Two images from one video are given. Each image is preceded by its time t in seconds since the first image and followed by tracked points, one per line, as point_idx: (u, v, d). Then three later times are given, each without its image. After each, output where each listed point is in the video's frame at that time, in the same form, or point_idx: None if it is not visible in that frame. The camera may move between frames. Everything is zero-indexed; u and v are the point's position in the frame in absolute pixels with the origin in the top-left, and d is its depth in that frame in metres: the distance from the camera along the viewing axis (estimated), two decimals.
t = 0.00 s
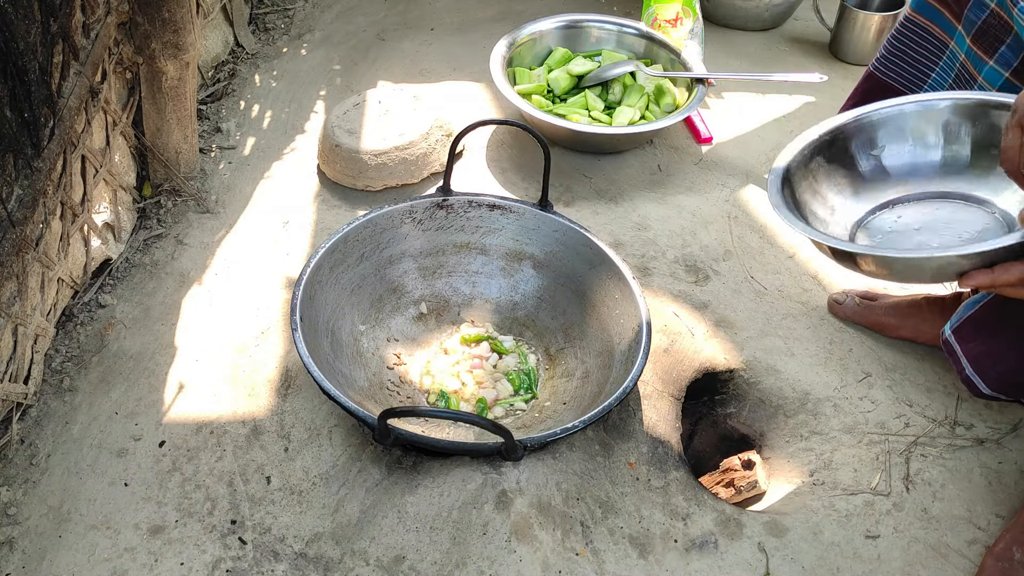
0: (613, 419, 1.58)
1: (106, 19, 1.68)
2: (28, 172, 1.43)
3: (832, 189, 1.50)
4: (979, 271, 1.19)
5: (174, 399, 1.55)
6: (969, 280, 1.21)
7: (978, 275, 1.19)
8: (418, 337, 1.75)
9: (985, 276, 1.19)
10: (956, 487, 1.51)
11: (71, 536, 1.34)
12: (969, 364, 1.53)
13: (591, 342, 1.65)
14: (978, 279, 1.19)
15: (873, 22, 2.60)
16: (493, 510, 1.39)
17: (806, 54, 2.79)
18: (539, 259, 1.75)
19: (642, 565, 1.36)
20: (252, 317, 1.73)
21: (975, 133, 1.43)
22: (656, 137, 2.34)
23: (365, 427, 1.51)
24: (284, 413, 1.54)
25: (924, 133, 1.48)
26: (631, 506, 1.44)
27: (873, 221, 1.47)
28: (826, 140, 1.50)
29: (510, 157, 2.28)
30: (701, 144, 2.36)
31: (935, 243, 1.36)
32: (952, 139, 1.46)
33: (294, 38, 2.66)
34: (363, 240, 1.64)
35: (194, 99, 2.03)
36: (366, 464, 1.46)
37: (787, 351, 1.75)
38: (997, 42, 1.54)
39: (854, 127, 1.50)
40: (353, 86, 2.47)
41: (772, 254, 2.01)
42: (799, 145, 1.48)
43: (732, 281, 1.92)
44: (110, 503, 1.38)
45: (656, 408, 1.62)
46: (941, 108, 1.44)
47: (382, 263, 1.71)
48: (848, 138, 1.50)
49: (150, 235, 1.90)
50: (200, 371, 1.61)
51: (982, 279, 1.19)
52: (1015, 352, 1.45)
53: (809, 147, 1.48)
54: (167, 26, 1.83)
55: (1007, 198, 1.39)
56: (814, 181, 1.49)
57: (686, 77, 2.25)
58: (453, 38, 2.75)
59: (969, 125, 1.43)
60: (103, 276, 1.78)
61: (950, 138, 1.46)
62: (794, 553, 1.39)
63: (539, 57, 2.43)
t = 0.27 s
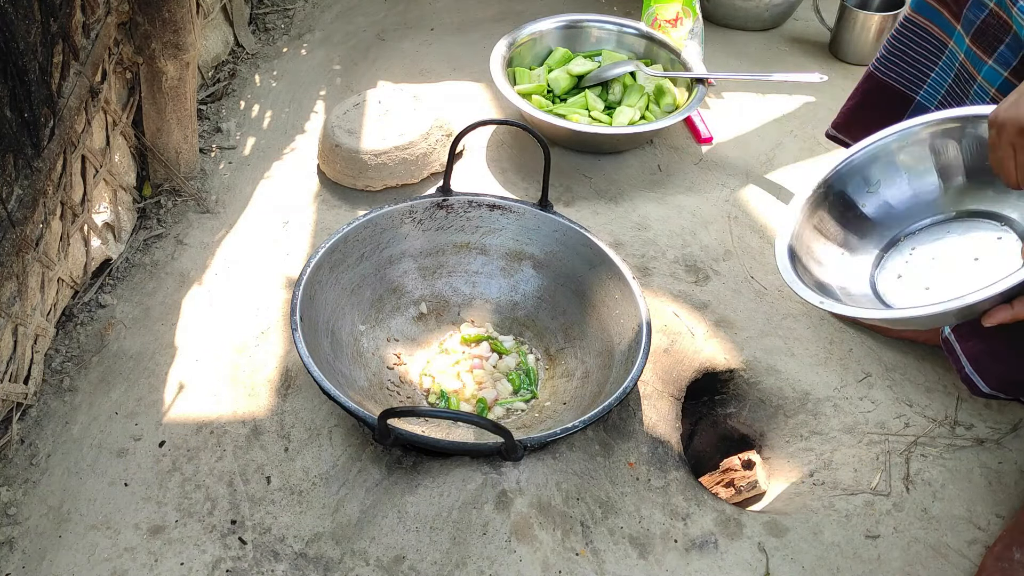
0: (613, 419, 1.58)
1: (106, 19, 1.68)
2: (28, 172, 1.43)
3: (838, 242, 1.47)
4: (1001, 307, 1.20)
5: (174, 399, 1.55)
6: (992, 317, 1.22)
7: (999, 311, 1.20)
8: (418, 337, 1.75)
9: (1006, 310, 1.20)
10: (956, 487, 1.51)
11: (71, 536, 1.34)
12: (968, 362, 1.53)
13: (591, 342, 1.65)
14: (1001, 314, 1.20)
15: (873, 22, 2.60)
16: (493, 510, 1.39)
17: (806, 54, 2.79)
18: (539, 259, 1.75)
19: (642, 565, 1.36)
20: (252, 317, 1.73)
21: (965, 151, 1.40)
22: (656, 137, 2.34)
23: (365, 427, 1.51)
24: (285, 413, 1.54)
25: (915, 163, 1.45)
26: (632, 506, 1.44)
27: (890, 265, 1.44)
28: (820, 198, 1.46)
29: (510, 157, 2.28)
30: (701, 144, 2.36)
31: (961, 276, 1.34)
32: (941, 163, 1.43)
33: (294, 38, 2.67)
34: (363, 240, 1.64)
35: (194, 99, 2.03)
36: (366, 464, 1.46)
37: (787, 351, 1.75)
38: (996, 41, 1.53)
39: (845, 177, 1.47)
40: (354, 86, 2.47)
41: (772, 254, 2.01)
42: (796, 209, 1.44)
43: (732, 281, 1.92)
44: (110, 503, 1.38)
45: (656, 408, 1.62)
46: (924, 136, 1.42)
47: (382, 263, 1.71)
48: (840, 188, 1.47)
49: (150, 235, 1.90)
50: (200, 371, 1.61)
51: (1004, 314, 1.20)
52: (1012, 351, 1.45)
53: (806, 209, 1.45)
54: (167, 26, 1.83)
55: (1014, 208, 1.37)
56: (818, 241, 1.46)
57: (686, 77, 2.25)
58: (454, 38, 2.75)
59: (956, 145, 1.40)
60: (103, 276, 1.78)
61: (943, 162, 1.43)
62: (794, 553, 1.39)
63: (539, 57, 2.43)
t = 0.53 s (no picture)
0: (613, 419, 1.58)
1: (106, 19, 1.67)
2: (28, 172, 1.43)
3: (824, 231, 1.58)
4: (988, 295, 1.26)
5: (174, 399, 1.55)
6: (979, 304, 1.27)
7: (987, 299, 1.26)
8: (418, 337, 1.75)
9: (994, 298, 1.26)
10: (956, 487, 1.51)
11: (71, 536, 1.34)
12: (969, 365, 1.53)
13: (591, 342, 1.65)
14: (988, 302, 1.26)
15: (873, 22, 2.60)
16: (493, 510, 1.39)
17: (806, 54, 2.80)
18: (539, 259, 1.75)
19: (642, 565, 1.36)
20: (252, 317, 1.73)
21: (944, 157, 1.51)
22: (656, 137, 2.34)
23: (365, 427, 1.51)
24: (285, 413, 1.54)
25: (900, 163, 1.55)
26: (632, 506, 1.44)
27: (871, 262, 1.54)
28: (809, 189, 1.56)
29: (510, 157, 2.28)
30: (701, 144, 2.36)
31: (933, 272, 1.45)
32: (921, 165, 1.54)
33: (294, 38, 2.66)
34: (363, 240, 1.64)
35: (194, 99, 2.03)
36: (366, 464, 1.46)
37: (787, 351, 1.75)
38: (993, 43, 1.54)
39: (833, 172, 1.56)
40: (354, 86, 2.47)
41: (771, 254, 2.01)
42: (785, 199, 1.54)
43: (732, 281, 1.92)
44: (110, 503, 1.38)
45: (656, 408, 1.62)
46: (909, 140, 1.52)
47: (382, 263, 1.71)
48: (829, 183, 1.57)
49: (150, 235, 1.90)
50: (200, 371, 1.61)
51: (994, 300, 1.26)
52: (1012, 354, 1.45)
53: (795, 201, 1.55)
54: (167, 26, 1.83)
55: (988, 212, 1.47)
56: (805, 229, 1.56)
57: (686, 77, 2.25)
58: (454, 38, 2.75)
59: (936, 151, 1.51)
60: (103, 276, 1.78)
61: (921, 168, 1.54)
62: (794, 553, 1.39)
63: (539, 57, 2.43)
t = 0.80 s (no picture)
0: (613, 419, 1.58)
1: (106, 19, 1.68)
2: (28, 172, 1.43)
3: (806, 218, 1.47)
4: (979, 285, 1.18)
5: (174, 399, 1.55)
6: (971, 294, 1.19)
7: (979, 288, 1.18)
8: (418, 337, 1.75)
9: (986, 289, 1.18)
10: (956, 486, 1.51)
11: (71, 536, 1.34)
12: (967, 367, 1.53)
13: (590, 342, 1.65)
14: (980, 292, 1.18)
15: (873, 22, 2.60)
16: (493, 510, 1.39)
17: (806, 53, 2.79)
18: (540, 259, 1.75)
19: (642, 565, 1.36)
20: (252, 317, 1.73)
21: (937, 141, 1.42)
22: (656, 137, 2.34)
23: (365, 427, 1.51)
24: (284, 413, 1.54)
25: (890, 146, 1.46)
26: (632, 506, 1.44)
27: (852, 249, 1.46)
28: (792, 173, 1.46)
29: (510, 157, 2.28)
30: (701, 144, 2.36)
31: (918, 260, 1.37)
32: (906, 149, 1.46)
33: (294, 38, 2.67)
34: (363, 240, 1.64)
35: (194, 99, 2.03)
36: (366, 464, 1.46)
37: (787, 351, 1.75)
38: (990, 44, 1.51)
39: (818, 154, 1.46)
40: (354, 86, 2.47)
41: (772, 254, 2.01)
42: (769, 181, 1.42)
43: (732, 281, 1.92)
44: (110, 503, 1.38)
45: (656, 408, 1.62)
46: (899, 120, 1.42)
47: (382, 264, 1.71)
48: (813, 165, 1.47)
49: (150, 235, 1.90)
50: (200, 371, 1.61)
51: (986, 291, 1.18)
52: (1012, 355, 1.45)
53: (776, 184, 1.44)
54: (167, 26, 1.83)
55: (981, 201, 1.39)
56: (788, 214, 1.45)
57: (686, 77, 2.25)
58: (454, 38, 2.75)
59: (921, 134, 1.43)
60: (103, 276, 1.78)
61: (908, 153, 1.45)
62: (794, 553, 1.39)
63: (539, 57, 2.43)
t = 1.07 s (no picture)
0: (613, 419, 1.58)
1: (106, 19, 1.67)
2: (28, 172, 1.43)
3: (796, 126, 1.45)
4: (973, 189, 1.25)
5: (174, 399, 1.55)
6: (963, 195, 1.25)
7: (973, 190, 1.25)
8: (418, 337, 1.75)
9: (978, 192, 1.25)
10: (956, 487, 1.51)
11: (72, 536, 1.34)
12: (966, 368, 1.52)
13: (590, 342, 1.65)
14: (972, 194, 1.25)
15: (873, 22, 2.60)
16: (493, 510, 1.39)
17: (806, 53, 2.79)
18: (540, 259, 1.75)
19: (642, 565, 1.36)
20: (252, 317, 1.73)
21: (936, 36, 1.42)
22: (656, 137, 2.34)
23: (365, 427, 1.51)
24: (284, 413, 1.54)
25: (888, 35, 1.45)
26: (632, 506, 1.44)
27: (843, 141, 1.43)
28: (775, 50, 1.46)
29: (510, 157, 2.28)
30: (701, 144, 2.35)
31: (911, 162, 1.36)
32: (908, 44, 1.45)
33: (294, 38, 2.66)
34: (363, 240, 1.64)
35: (194, 99, 2.03)
36: (366, 464, 1.46)
37: (787, 351, 1.75)
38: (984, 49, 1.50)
39: (811, 37, 1.47)
40: (353, 86, 2.47)
41: (772, 254, 2.01)
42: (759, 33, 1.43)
43: (732, 281, 1.92)
44: (110, 503, 1.38)
45: (656, 408, 1.62)
46: (909, 9, 1.42)
47: (382, 264, 1.71)
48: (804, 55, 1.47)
49: (150, 235, 1.90)
50: (200, 371, 1.61)
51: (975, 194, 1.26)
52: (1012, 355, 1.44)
53: (754, 60, 1.44)
54: (167, 26, 1.83)
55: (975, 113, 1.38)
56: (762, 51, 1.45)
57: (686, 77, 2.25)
58: (453, 38, 2.75)
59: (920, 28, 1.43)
60: (103, 276, 1.78)
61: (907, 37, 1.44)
62: (794, 553, 1.39)
63: (539, 57, 2.43)
